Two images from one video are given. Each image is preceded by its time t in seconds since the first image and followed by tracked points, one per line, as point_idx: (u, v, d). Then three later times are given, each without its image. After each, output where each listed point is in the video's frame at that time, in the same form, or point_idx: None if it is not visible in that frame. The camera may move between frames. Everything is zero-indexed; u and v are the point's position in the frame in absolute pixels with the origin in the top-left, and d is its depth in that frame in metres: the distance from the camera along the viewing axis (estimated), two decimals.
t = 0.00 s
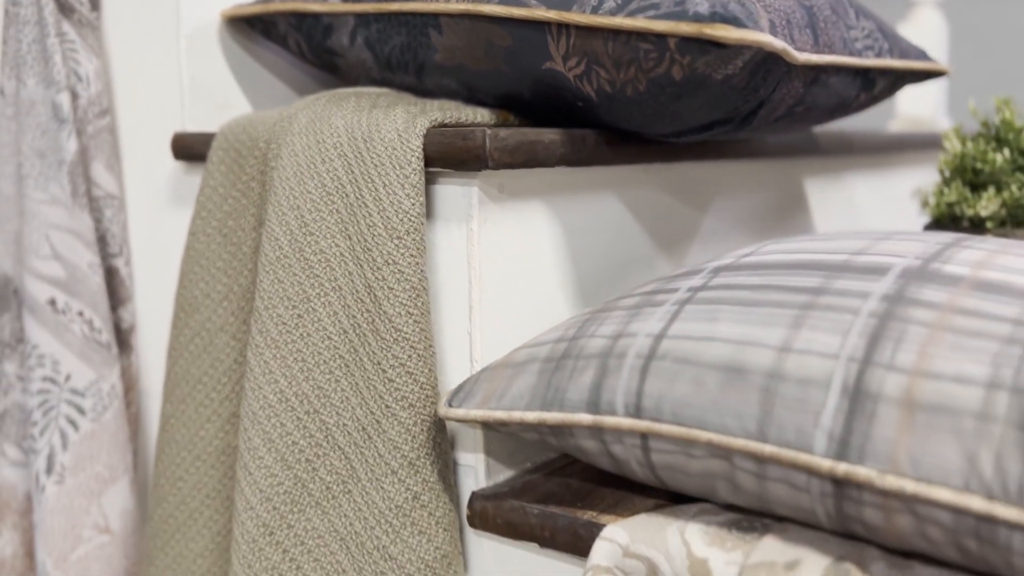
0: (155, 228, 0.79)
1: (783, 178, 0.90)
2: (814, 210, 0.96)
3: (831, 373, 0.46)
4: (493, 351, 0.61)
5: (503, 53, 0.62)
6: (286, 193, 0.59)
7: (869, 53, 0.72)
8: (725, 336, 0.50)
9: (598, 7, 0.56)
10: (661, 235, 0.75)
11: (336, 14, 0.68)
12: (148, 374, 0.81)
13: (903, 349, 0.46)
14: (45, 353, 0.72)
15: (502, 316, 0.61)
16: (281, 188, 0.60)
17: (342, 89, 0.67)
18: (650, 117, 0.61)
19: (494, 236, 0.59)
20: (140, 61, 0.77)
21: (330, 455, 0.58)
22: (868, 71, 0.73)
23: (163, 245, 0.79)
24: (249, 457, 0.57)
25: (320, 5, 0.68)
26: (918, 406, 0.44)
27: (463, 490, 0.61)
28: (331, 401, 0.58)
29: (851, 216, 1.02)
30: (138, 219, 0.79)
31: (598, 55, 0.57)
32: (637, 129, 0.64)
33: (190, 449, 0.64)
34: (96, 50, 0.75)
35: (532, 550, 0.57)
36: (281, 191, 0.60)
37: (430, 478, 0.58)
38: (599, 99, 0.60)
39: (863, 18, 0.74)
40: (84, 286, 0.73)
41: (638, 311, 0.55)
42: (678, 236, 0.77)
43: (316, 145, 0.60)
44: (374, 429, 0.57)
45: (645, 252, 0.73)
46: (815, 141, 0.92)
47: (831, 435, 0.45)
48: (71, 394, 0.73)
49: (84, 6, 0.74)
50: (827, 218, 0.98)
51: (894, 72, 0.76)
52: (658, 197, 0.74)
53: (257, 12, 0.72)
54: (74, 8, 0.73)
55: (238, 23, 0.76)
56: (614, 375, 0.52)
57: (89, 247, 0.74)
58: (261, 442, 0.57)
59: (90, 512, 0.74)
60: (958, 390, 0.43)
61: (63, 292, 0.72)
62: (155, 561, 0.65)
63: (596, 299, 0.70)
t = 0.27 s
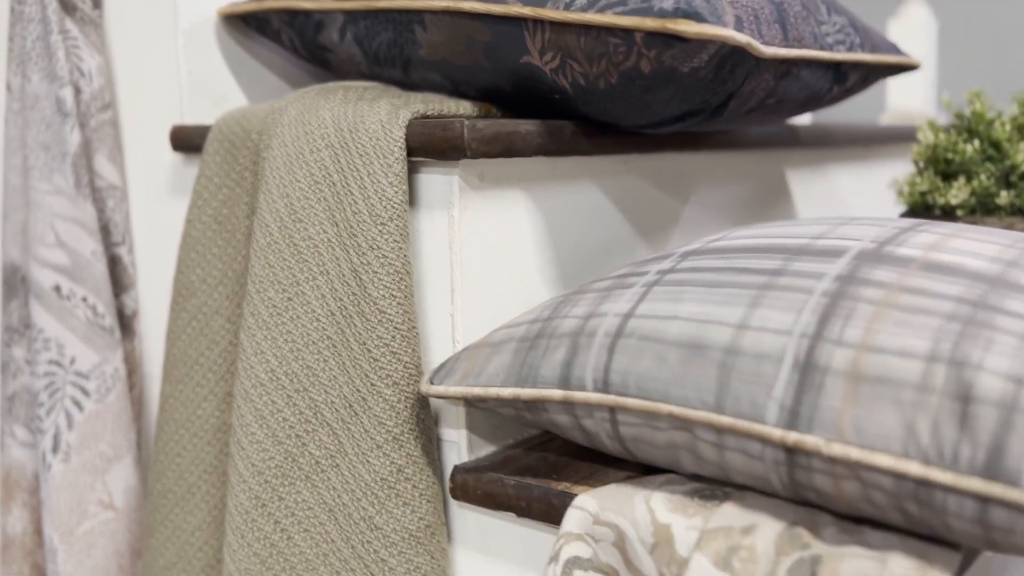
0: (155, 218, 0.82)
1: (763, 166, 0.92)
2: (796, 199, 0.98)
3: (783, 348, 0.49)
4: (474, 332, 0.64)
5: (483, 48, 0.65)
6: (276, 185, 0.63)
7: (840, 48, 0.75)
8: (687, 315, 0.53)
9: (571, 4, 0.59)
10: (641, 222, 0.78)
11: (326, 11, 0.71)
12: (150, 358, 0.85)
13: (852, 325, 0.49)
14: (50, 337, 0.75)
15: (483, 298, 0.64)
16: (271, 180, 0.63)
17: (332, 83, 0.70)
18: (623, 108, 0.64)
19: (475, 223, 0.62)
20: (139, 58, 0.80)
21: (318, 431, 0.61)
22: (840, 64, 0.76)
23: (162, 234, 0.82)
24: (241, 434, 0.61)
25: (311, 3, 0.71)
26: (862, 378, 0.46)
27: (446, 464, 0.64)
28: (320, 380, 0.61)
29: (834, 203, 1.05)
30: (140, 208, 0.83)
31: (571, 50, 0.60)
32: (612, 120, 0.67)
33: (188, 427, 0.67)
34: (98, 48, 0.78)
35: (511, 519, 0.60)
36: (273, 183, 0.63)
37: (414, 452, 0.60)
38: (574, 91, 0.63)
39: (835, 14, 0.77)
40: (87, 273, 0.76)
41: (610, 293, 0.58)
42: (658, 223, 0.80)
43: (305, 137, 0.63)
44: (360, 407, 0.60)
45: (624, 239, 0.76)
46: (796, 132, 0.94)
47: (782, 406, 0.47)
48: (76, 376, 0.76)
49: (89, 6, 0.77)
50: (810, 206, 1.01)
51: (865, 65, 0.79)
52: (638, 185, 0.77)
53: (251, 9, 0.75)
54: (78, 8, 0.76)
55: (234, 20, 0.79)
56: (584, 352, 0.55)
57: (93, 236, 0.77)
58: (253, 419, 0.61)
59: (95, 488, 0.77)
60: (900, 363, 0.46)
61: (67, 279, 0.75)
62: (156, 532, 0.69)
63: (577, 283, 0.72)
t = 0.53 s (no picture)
0: (153, 211, 0.85)
1: (744, 155, 0.95)
2: (779, 186, 1.01)
3: (738, 329, 0.52)
4: (454, 316, 0.67)
5: (462, 44, 0.68)
6: (266, 177, 0.66)
7: (812, 40, 0.78)
8: (650, 298, 0.56)
9: (543, 2, 0.62)
10: (621, 209, 0.81)
11: (313, 9, 0.74)
12: (149, 343, 0.88)
13: (801, 307, 0.52)
14: (52, 324, 0.79)
15: (463, 284, 0.67)
16: (262, 172, 0.67)
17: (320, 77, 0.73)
18: (596, 101, 0.67)
19: (455, 211, 0.65)
20: (137, 56, 0.83)
21: (305, 411, 0.64)
22: (811, 56, 0.79)
23: (158, 226, 0.85)
24: (233, 413, 0.65)
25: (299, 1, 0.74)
26: (809, 356, 0.49)
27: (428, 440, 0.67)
28: (307, 363, 0.64)
29: (816, 188, 1.08)
30: (139, 201, 0.85)
31: (544, 46, 0.63)
32: (586, 112, 0.70)
33: (184, 408, 0.71)
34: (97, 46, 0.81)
35: (488, 492, 0.63)
36: (263, 175, 0.66)
37: (396, 431, 0.63)
38: (549, 85, 0.66)
39: (807, 7, 0.80)
40: (88, 262, 0.80)
41: (581, 277, 0.61)
42: (638, 210, 0.83)
43: (293, 130, 0.66)
44: (344, 387, 0.63)
45: (603, 226, 0.79)
46: (777, 122, 0.97)
47: (735, 383, 0.51)
48: (78, 360, 0.80)
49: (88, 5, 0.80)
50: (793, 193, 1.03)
51: (836, 57, 0.82)
52: (617, 174, 0.79)
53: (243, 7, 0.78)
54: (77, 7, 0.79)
55: (227, 18, 0.82)
56: (554, 333, 0.58)
57: (93, 226, 0.80)
58: (244, 400, 0.65)
59: (96, 468, 0.80)
60: (845, 342, 0.49)
61: (68, 267, 0.79)
62: (154, 508, 0.72)
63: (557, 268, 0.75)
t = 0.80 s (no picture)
0: (145, 203, 0.88)
1: (723, 146, 0.97)
2: (757, 177, 1.03)
3: (694, 317, 0.55)
4: (432, 305, 0.70)
5: (439, 43, 0.70)
6: (251, 172, 0.69)
7: (784, 36, 0.80)
8: (614, 287, 0.59)
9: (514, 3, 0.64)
10: (598, 200, 0.83)
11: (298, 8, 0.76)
12: (143, 332, 0.91)
13: (755, 296, 0.54)
14: (50, 315, 0.82)
15: (440, 274, 0.70)
16: (247, 167, 0.69)
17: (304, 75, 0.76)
18: (568, 98, 0.69)
19: (432, 205, 0.68)
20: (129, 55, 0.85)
21: (288, 397, 0.67)
22: (783, 51, 0.81)
23: (153, 210, 0.87)
24: (220, 399, 0.67)
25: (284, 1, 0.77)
26: (760, 342, 0.52)
27: (406, 424, 0.70)
28: (289, 351, 0.66)
29: (796, 177, 1.10)
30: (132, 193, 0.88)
31: (516, 45, 0.66)
32: (560, 107, 0.72)
33: (176, 394, 0.74)
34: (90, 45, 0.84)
35: (463, 475, 0.66)
36: (248, 170, 0.69)
37: (375, 415, 0.66)
38: (522, 82, 0.69)
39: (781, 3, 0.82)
40: (83, 255, 0.83)
41: (551, 268, 0.64)
42: (615, 202, 0.85)
43: (276, 127, 0.68)
44: (325, 374, 0.65)
45: (580, 217, 0.82)
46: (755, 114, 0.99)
47: (691, 368, 0.53)
48: (75, 350, 0.82)
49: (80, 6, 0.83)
50: (772, 184, 1.05)
51: (809, 51, 0.84)
52: (594, 167, 0.82)
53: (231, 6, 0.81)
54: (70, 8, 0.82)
55: (216, 17, 0.84)
56: (523, 322, 0.60)
57: (88, 220, 0.83)
58: (230, 387, 0.67)
59: (93, 453, 0.83)
60: (794, 329, 0.52)
61: (64, 260, 0.82)
62: (148, 489, 0.75)
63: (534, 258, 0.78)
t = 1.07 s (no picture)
0: (137, 198, 0.90)
1: (701, 140, 0.99)
2: (735, 171, 1.05)
3: (652, 307, 0.57)
4: (408, 295, 0.72)
5: (416, 41, 0.72)
6: (234, 168, 0.71)
7: (756, 32, 0.82)
8: (578, 279, 0.61)
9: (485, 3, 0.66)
10: (574, 194, 0.85)
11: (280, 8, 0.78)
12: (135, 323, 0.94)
13: (710, 287, 0.56)
14: (44, 307, 0.85)
15: (417, 266, 0.72)
16: (230, 163, 0.71)
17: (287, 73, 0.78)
18: (540, 95, 0.71)
19: (408, 200, 0.70)
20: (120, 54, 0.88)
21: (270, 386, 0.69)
22: (755, 47, 0.83)
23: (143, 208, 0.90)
24: (204, 388, 0.70)
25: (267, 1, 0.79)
26: (713, 332, 0.54)
27: (384, 411, 0.73)
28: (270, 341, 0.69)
29: (775, 170, 1.12)
30: (124, 188, 0.91)
31: (488, 45, 0.68)
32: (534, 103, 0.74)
33: (163, 382, 0.76)
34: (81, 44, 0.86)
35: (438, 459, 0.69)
36: (230, 167, 0.71)
37: (352, 402, 0.69)
38: (496, 80, 0.71)
39: None
40: (76, 249, 0.85)
41: (521, 260, 0.66)
42: (591, 195, 0.88)
43: (258, 125, 0.71)
44: (305, 364, 0.68)
45: (556, 210, 0.84)
46: (733, 108, 1.01)
47: (648, 357, 0.55)
48: (69, 341, 0.85)
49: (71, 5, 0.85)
50: (750, 176, 1.08)
51: (781, 47, 0.85)
52: (570, 161, 0.84)
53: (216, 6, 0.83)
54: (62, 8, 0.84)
55: (203, 17, 0.86)
56: (491, 312, 0.63)
57: (81, 215, 0.85)
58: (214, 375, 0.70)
59: (88, 439, 0.87)
60: (745, 320, 0.54)
61: (58, 254, 0.84)
62: (138, 474, 0.78)
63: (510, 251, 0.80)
